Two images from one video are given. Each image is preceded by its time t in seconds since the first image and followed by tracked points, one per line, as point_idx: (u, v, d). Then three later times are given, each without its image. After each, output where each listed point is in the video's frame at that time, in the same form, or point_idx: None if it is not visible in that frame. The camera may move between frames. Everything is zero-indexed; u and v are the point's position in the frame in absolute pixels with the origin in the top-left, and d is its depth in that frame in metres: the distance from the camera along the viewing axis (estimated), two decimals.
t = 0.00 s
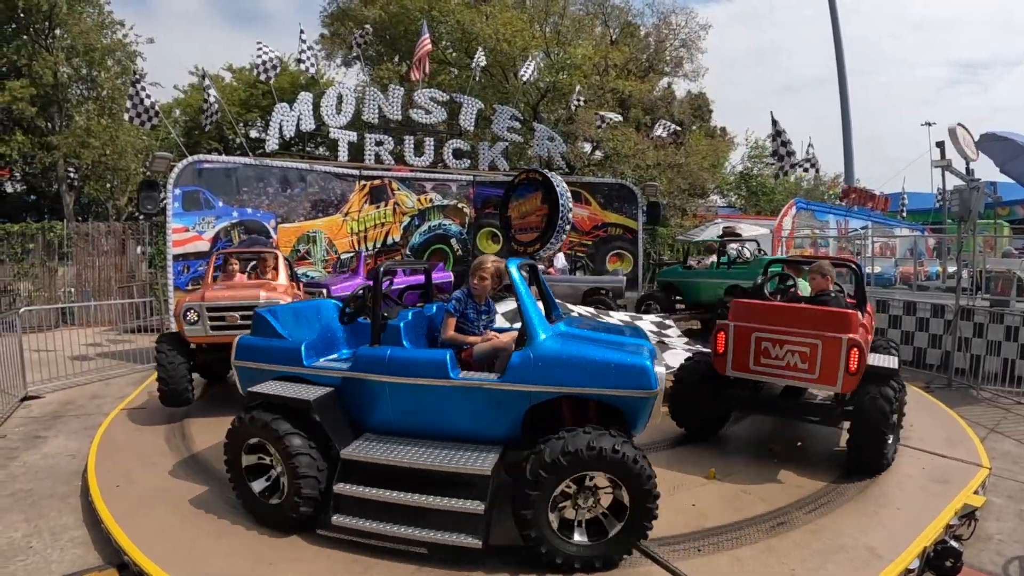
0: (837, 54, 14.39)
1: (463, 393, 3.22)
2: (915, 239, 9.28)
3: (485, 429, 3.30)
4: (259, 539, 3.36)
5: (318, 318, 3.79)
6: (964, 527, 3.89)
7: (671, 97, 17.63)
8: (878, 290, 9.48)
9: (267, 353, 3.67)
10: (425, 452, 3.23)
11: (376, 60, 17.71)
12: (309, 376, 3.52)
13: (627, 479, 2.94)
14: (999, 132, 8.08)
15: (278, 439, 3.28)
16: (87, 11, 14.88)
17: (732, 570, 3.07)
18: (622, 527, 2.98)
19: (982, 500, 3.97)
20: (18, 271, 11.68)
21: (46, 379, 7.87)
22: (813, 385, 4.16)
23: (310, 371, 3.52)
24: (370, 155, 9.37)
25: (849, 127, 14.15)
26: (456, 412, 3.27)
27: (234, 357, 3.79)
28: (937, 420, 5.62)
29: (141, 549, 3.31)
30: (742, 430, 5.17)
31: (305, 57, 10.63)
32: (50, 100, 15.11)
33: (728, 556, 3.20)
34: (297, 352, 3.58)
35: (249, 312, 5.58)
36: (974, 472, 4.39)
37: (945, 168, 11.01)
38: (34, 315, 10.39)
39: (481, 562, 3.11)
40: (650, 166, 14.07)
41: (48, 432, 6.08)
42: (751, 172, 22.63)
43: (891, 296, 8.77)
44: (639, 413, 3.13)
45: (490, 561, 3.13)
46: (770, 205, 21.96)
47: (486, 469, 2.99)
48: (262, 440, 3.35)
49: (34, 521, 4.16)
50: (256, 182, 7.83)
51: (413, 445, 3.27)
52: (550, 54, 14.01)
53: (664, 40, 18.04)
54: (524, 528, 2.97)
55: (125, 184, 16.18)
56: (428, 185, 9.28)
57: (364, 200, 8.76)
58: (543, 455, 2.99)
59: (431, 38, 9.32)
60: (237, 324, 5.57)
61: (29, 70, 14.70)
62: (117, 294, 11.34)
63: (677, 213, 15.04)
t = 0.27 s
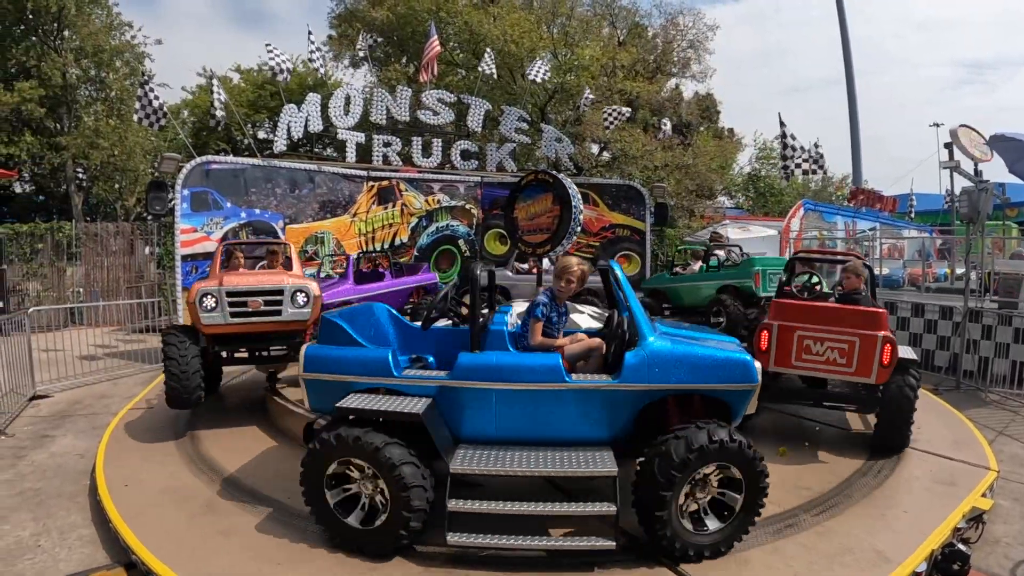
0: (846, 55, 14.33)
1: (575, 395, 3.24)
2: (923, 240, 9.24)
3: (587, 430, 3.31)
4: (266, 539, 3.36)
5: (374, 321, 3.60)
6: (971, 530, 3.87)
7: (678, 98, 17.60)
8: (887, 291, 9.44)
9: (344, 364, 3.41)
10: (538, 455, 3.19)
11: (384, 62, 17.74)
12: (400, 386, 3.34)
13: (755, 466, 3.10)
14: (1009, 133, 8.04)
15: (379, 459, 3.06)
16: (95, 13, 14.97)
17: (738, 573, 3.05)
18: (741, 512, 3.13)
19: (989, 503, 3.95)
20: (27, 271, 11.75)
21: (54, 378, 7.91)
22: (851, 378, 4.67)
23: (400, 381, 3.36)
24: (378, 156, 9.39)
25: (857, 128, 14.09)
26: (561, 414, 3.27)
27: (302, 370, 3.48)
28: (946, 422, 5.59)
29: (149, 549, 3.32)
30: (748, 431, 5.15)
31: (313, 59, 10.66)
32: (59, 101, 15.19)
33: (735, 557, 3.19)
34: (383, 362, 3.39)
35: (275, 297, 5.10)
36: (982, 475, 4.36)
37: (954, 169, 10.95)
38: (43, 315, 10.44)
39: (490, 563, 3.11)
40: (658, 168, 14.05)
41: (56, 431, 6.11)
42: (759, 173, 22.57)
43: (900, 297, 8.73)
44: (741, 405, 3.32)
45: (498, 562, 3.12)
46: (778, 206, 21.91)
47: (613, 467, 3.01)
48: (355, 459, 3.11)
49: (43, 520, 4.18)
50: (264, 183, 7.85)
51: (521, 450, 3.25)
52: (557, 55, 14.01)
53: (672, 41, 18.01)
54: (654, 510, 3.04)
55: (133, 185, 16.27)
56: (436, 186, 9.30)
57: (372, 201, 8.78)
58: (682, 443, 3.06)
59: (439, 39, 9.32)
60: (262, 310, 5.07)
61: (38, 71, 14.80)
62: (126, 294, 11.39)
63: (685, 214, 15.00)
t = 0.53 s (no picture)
0: (856, 55, 14.26)
1: (685, 393, 3.32)
2: (933, 241, 9.19)
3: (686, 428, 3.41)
4: (274, 538, 3.37)
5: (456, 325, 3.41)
6: (980, 534, 3.84)
7: (686, 99, 17.56)
8: (896, 293, 9.39)
9: (443, 370, 3.11)
10: (651, 454, 3.28)
11: (392, 62, 17.78)
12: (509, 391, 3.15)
13: (845, 450, 3.35)
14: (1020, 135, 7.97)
15: (511, 472, 2.91)
16: (105, 15, 15.08)
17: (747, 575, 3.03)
18: (829, 494, 3.38)
19: (999, 506, 3.91)
20: (37, 270, 11.81)
21: (64, 378, 7.96)
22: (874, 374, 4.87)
23: (513, 386, 3.16)
24: (387, 157, 9.41)
25: (867, 129, 14.02)
26: (666, 414, 3.35)
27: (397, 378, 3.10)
28: (955, 425, 5.55)
29: (157, 547, 3.33)
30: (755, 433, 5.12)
31: (323, 60, 10.70)
32: (69, 102, 15.27)
33: (743, 559, 3.17)
34: (494, 370, 3.15)
35: (311, 295, 4.75)
36: (992, 478, 4.33)
37: (964, 170, 10.88)
38: (53, 314, 10.51)
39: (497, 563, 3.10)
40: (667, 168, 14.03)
41: (66, 430, 6.15)
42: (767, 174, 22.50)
43: (909, 299, 8.69)
44: (821, 396, 3.54)
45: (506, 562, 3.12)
46: (787, 207, 21.85)
47: (725, 459, 3.19)
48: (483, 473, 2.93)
49: (52, 519, 4.20)
50: (273, 184, 7.88)
51: (636, 450, 3.30)
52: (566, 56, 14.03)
53: (680, 42, 17.98)
54: (769, 498, 3.21)
55: (142, 185, 16.36)
56: (445, 187, 9.31)
57: (381, 202, 8.79)
58: (791, 428, 3.26)
59: (448, 40, 9.34)
60: (298, 309, 4.71)
61: (49, 73, 14.90)
62: (135, 294, 11.45)
63: (693, 215, 14.95)
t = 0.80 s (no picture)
0: (866, 55, 14.18)
1: (778, 385, 3.53)
2: (943, 243, 9.12)
3: (771, 419, 3.60)
4: (283, 539, 3.36)
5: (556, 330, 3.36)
6: (992, 537, 3.79)
7: (696, 99, 17.52)
8: (906, 295, 9.32)
9: (573, 374, 3.07)
10: (748, 443, 3.41)
11: (402, 64, 17.81)
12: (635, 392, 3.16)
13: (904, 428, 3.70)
14: None
15: (668, 481, 2.90)
16: (115, 17, 15.19)
17: None
18: (891, 467, 3.72)
19: (1010, 510, 3.86)
20: (49, 270, 11.88)
21: (75, 377, 8.00)
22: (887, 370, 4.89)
23: (638, 386, 3.16)
24: (397, 158, 9.42)
25: (877, 130, 13.96)
26: (760, 406, 3.53)
27: (525, 385, 3.00)
28: (967, 427, 5.50)
29: (168, 547, 3.33)
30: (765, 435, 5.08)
31: (333, 62, 10.74)
32: (80, 104, 15.37)
33: (755, 561, 3.14)
34: (621, 372, 3.14)
35: (363, 297, 4.34)
36: (1004, 481, 4.27)
37: (975, 170, 10.80)
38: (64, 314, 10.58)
39: (506, 564, 3.08)
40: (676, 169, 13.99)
41: (76, 429, 6.18)
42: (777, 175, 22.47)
43: (920, 301, 8.62)
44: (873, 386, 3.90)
45: (515, 562, 3.10)
46: (797, 209, 21.77)
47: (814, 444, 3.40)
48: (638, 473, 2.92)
49: (62, 517, 4.22)
50: (283, 184, 7.90)
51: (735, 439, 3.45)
52: (576, 57, 14.03)
53: (690, 43, 17.95)
54: (854, 468, 3.46)
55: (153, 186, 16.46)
56: (455, 188, 9.29)
57: (391, 202, 8.79)
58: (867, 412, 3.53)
59: (458, 41, 9.34)
60: (351, 312, 4.28)
61: (60, 74, 15.01)
62: (146, 294, 11.51)
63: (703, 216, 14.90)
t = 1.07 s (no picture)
0: (876, 55, 14.11)
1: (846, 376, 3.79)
2: (954, 243, 9.06)
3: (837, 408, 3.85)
4: (291, 538, 3.37)
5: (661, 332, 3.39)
6: (1003, 540, 3.76)
7: (706, 100, 17.47)
8: (917, 296, 9.27)
9: (697, 372, 3.13)
10: (823, 432, 3.64)
11: (412, 64, 17.83)
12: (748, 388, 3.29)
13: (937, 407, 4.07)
14: None
15: (795, 478, 3.07)
16: (125, 18, 15.29)
17: None
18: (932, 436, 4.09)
19: (1022, 512, 3.83)
20: (60, 270, 11.95)
21: (86, 376, 8.05)
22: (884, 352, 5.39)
23: (750, 382, 3.31)
24: (407, 158, 9.44)
25: (887, 131, 13.89)
26: (830, 397, 3.76)
27: (662, 386, 3.03)
28: (978, 430, 5.46)
29: (179, 546, 3.35)
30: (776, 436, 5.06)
31: (343, 63, 10.78)
32: (90, 105, 15.46)
33: (766, 563, 3.12)
34: (735, 370, 3.26)
35: (435, 307, 4.03)
36: (1015, 484, 4.24)
37: (986, 170, 10.73)
38: (76, 314, 10.65)
39: (517, 565, 3.08)
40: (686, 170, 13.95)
41: (86, 428, 6.22)
42: (787, 175, 22.42)
43: (931, 302, 8.57)
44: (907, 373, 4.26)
45: (525, 563, 3.10)
46: (807, 209, 21.69)
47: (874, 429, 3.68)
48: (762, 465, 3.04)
49: (73, 515, 4.25)
50: (294, 185, 7.94)
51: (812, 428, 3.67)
52: (585, 57, 14.02)
53: (699, 43, 17.90)
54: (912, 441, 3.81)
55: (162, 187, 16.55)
56: (465, 188, 9.30)
57: (401, 203, 8.82)
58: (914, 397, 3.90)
59: (468, 42, 9.35)
60: (426, 324, 3.98)
61: (71, 76, 15.11)
62: (156, 294, 11.58)
63: (713, 217, 14.85)
